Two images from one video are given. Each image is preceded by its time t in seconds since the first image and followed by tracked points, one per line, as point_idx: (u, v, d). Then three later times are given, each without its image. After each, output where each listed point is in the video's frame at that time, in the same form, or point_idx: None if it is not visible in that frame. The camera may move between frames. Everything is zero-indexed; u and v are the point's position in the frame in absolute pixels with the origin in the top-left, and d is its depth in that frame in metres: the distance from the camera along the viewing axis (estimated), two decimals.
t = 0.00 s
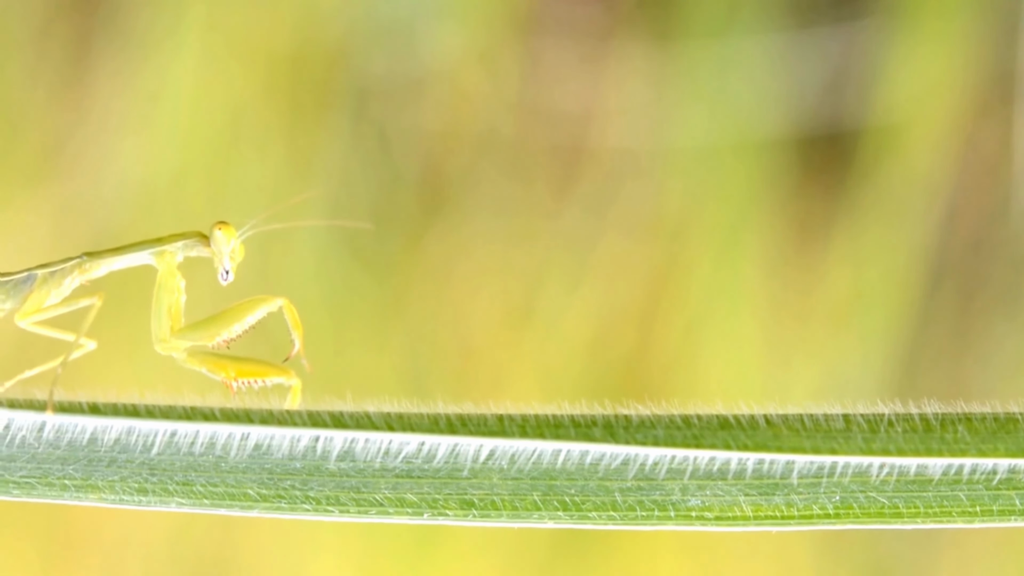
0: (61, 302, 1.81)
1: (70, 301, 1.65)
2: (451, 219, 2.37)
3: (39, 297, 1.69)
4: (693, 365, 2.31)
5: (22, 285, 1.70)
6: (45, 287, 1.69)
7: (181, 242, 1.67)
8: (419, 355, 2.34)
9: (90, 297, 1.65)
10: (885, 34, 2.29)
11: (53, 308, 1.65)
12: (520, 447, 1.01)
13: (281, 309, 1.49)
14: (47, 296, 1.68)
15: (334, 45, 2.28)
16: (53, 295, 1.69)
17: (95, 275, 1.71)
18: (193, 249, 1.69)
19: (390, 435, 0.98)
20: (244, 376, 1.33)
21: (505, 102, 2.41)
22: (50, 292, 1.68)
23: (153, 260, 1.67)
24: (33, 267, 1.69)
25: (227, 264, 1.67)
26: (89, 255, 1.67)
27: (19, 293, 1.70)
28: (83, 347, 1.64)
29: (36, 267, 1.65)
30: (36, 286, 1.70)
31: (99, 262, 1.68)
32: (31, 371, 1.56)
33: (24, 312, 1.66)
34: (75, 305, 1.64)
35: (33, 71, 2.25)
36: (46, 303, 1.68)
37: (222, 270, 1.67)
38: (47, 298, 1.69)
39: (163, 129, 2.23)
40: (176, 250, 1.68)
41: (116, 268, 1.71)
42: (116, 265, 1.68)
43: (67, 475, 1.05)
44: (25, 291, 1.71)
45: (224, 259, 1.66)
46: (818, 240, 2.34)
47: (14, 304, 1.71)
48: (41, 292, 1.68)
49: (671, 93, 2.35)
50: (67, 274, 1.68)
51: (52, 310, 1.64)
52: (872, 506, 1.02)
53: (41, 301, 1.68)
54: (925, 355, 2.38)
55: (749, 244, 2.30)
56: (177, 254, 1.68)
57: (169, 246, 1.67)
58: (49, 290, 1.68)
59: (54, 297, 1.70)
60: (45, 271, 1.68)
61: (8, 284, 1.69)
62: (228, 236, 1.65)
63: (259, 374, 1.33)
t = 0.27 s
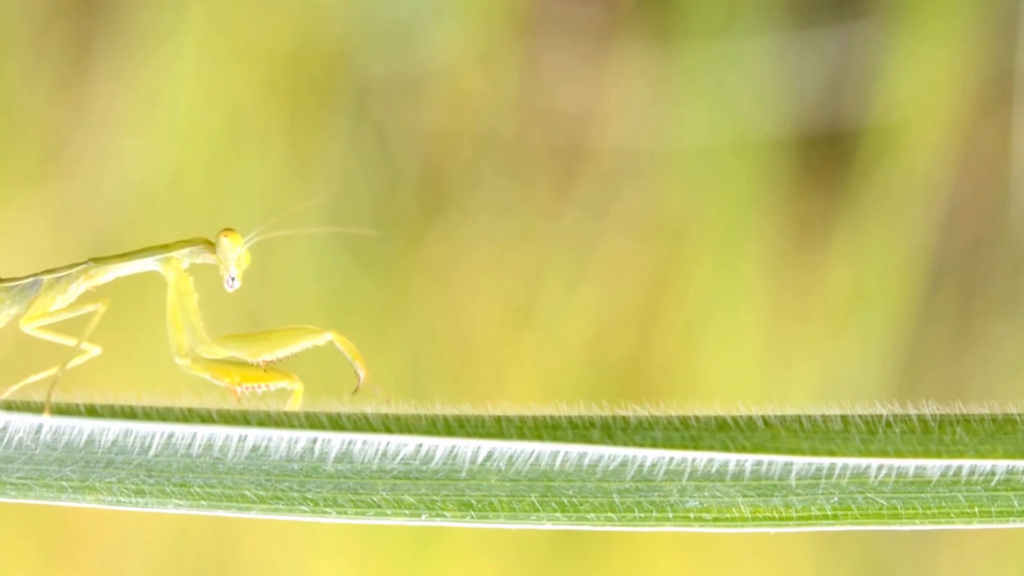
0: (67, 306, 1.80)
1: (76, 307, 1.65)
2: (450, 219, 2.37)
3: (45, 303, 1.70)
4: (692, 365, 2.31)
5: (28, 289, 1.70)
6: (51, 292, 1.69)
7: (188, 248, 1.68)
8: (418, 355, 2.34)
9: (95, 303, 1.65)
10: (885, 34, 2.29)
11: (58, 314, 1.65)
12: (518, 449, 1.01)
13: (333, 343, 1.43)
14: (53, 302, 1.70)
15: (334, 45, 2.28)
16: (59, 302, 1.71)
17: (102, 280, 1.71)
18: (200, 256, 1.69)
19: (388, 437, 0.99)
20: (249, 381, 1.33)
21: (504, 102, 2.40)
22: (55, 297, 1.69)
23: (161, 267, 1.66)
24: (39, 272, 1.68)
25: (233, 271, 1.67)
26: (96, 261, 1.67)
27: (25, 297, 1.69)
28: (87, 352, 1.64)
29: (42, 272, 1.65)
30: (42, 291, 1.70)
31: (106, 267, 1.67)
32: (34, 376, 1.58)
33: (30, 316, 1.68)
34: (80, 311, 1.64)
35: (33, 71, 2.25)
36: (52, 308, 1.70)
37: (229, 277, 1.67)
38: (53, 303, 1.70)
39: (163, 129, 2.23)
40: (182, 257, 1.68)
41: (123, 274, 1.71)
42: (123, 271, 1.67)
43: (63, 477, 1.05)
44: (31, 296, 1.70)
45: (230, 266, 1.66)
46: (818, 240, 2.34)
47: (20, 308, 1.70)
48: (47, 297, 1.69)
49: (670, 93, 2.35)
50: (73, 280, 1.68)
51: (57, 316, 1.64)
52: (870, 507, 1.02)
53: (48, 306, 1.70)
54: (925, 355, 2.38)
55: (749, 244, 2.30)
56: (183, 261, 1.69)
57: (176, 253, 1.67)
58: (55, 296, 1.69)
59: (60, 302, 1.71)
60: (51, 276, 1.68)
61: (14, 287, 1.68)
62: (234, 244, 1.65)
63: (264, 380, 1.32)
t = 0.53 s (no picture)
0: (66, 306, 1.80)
1: (76, 306, 1.65)
2: (450, 219, 2.37)
3: (44, 302, 1.70)
4: (692, 365, 2.31)
5: (28, 289, 1.69)
6: (51, 292, 1.69)
7: (188, 248, 1.68)
8: (418, 355, 2.34)
9: (95, 303, 1.65)
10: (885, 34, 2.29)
11: (58, 313, 1.65)
12: (518, 449, 1.01)
13: (329, 347, 1.42)
14: (53, 301, 1.69)
15: (334, 44, 2.28)
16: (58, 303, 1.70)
17: (102, 280, 1.71)
18: (200, 256, 1.70)
19: (388, 436, 0.99)
20: (247, 381, 1.33)
21: (504, 102, 2.41)
22: (55, 297, 1.69)
23: (161, 268, 1.66)
24: (39, 273, 1.68)
25: (233, 272, 1.67)
26: (95, 261, 1.67)
27: (24, 297, 1.69)
28: (87, 352, 1.64)
29: (41, 272, 1.65)
30: (42, 291, 1.70)
31: (105, 267, 1.68)
32: (34, 377, 1.58)
33: (29, 316, 1.67)
34: (80, 311, 1.64)
35: (33, 71, 2.25)
36: (51, 308, 1.70)
37: (228, 277, 1.66)
38: (52, 303, 1.70)
39: (163, 129, 2.23)
40: (182, 257, 1.68)
41: (122, 274, 1.71)
42: (122, 271, 1.68)
43: (64, 476, 1.05)
44: (31, 296, 1.70)
45: (229, 266, 1.66)
46: (819, 240, 2.33)
47: (19, 308, 1.69)
48: (47, 296, 1.69)
49: (670, 93, 2.35)
50: (73, 280, 1.68)
51: (57, 315, 1.64)
52: (870, 507, 1.02)
53: (48, 306, 1.69)
54: (924, 355, 2.38)
55: (748, 244, 2.30)
56: (182, 261, 1.68)
57: (176, 253, 1.67)
58: (55, 296, 1.69)
59: (60, 302, 1.71)
60: (51, 276, 1.68)
61: (13, 288, 1.68)
62: (234, 244, 1.65)
63: (261, 380, 1.32)
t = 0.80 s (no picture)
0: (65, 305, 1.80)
1: (76, 306, 1.66)
2: (451, 219, 2.37)
3: (45, 302, 1.70)
4: (692, 365, 2.31)
5: (28, 290, 1.69)
6: (51, 292, 1.70)
7: (187, 248, 1.68)
8: (419, 355, 2.34)
9: (95, 303, 1.65)
10: (885, 34, 2.29)
11: (58, 314, 1.65)
12: (518, 449, 1.01)
13: (328, 346, 1.42)
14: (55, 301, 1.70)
15: (334, 44, 2.28)
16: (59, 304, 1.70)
17: (101, 280, 1.72)
18: (200, 256, 1.70)
19: (388, 436, 0.99)
20: (247, 381, 1.34)
21: (504, 103, 2.40)
22: (55, 297, 1.70)
23: (161, 267, 1.66)
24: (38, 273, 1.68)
25: (232, 272, 1.67)
26: (95, 261, 1.67)
27: (24, 297, 1.69)
28: (87, 352, 1.64)
29: (42, 272, 1.65)
30: (42, 291, 1.70)
31: (105, 268, 1.68)
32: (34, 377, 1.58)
33: (30, 316, 1.67)
34: (80, 311, 1.64)
35: (34, 71, 2.25)
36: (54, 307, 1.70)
37: (228, 277, 1.66)
38: (52, 303, 1.70)
39: (163, 130, 2.23)
40: (182, 257, 1.68)
41: (122, 274, 1.71)
42: (122, 271, 1.68)
43: (65, 476, 1.05)
44: (31, 296, 1.69)
45: (229, 266, 1.66)
46: (818, 240, 2.34)
47: (19, 309, 1.69)
48: (48, 297, 1.69)
49: (670, 93, 2.35)
50: (73, 280, 1.69)
51: (57, 316, 1.64)
52: (870, 506, 1.02)
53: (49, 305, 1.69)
54: (924, 355, 2.38)
55: (749, 244, 2.30)
56: (182, 261, 1.69)
57: (175, 253, 1.67)
58: (55, 296, 1.69)
59: (61, 302, 1.71)
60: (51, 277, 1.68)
61: (13, 289, 1.67)
62: (233, 244, 1.65)
63: (262, 380, 1.33)
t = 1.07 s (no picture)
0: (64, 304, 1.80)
1: (74, 305, 1.65)
2: (451, 219, 2.37)
3: (43, 301, 1.69)
4: (693, 365, 2.31)
5: (26, 288, 1.70)
6: (49, 291, 1.69)
7: (185, 247, 1.67)
8: (419, 355, 2.34)
9: (94, 302, 1.64)
10: (885, 34, 2.29)
11: (56, 312, 1.65)
12: (518, 448, 1.01)
13: (328, 343, 1.42)
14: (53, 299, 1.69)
15: (334, 44, 2.28)
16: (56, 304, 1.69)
17: (100, 279, 1.70)
18: (198, 255, 1.68)
19: (388, 436, 0.98)
20: (247, 380, 1.34)
21: (505, 102, 2.40)
22: (53, 296, 1.69)
23: (159, 266, 1.66)
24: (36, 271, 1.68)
25: (231, 270, 1.66)
26: (93, 260, 1.66)
27: (23, 295, 1.69)
28: (85, 351, 1.64)
29: (40, 271, 1.64)
30: (40, 290, 1.70)
31: (103, 266, 1.67)
32: (32, 375, 1.57)
33: (28, 315, 1.67)
34: (78, 310, 1.64)
35: (34, 72, 2.25)
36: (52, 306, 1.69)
37: (226, 275, 1.66)
38: (50, 302, 1.70)
39: (163, 130, 2.23)
40: (180, 255, 1.68)
41: (121, 272, 1.70)
42: (120, 270, 1.67)
43: (64, 475, 1.05)
44: (29, 295, 1.70)
45: (228, 265, 1.66)
46: (818, 240, 2.34)
47: (18, 307, 1.70)
48: (46, 295, 1.69)
49: (670, 93, 2.35)
50: (71, 279, 1.68)
51: (55, 315, 1.64)
52: (870, 506, 1.02)
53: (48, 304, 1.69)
54: (925, 355, 2.38)
55: (749, 244, 2.30)
56: (180, 259, 1.68)
57: (174, 252, 1.67)
58: (53, 294, 1.68)
59: (59, 301, 1.70)
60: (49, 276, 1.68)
61: (11, 287, 1.68)
62: (232, 242, 1.64)
63: (261, 379, 1.33)
